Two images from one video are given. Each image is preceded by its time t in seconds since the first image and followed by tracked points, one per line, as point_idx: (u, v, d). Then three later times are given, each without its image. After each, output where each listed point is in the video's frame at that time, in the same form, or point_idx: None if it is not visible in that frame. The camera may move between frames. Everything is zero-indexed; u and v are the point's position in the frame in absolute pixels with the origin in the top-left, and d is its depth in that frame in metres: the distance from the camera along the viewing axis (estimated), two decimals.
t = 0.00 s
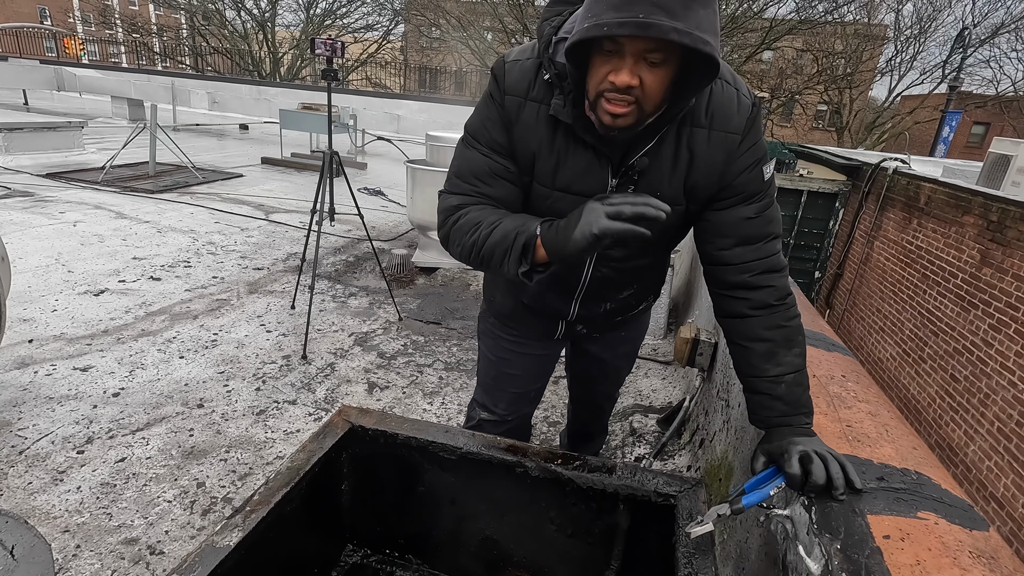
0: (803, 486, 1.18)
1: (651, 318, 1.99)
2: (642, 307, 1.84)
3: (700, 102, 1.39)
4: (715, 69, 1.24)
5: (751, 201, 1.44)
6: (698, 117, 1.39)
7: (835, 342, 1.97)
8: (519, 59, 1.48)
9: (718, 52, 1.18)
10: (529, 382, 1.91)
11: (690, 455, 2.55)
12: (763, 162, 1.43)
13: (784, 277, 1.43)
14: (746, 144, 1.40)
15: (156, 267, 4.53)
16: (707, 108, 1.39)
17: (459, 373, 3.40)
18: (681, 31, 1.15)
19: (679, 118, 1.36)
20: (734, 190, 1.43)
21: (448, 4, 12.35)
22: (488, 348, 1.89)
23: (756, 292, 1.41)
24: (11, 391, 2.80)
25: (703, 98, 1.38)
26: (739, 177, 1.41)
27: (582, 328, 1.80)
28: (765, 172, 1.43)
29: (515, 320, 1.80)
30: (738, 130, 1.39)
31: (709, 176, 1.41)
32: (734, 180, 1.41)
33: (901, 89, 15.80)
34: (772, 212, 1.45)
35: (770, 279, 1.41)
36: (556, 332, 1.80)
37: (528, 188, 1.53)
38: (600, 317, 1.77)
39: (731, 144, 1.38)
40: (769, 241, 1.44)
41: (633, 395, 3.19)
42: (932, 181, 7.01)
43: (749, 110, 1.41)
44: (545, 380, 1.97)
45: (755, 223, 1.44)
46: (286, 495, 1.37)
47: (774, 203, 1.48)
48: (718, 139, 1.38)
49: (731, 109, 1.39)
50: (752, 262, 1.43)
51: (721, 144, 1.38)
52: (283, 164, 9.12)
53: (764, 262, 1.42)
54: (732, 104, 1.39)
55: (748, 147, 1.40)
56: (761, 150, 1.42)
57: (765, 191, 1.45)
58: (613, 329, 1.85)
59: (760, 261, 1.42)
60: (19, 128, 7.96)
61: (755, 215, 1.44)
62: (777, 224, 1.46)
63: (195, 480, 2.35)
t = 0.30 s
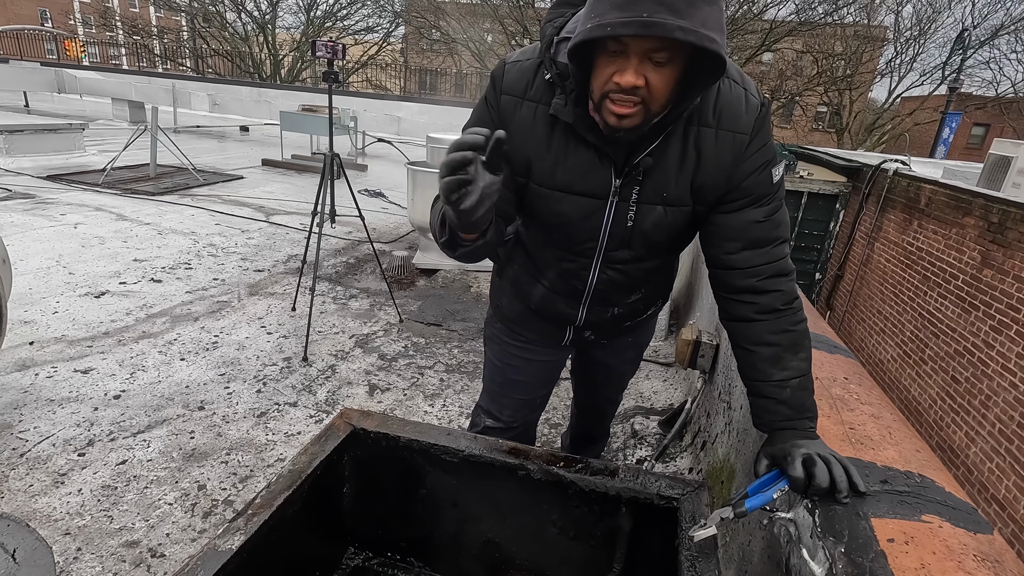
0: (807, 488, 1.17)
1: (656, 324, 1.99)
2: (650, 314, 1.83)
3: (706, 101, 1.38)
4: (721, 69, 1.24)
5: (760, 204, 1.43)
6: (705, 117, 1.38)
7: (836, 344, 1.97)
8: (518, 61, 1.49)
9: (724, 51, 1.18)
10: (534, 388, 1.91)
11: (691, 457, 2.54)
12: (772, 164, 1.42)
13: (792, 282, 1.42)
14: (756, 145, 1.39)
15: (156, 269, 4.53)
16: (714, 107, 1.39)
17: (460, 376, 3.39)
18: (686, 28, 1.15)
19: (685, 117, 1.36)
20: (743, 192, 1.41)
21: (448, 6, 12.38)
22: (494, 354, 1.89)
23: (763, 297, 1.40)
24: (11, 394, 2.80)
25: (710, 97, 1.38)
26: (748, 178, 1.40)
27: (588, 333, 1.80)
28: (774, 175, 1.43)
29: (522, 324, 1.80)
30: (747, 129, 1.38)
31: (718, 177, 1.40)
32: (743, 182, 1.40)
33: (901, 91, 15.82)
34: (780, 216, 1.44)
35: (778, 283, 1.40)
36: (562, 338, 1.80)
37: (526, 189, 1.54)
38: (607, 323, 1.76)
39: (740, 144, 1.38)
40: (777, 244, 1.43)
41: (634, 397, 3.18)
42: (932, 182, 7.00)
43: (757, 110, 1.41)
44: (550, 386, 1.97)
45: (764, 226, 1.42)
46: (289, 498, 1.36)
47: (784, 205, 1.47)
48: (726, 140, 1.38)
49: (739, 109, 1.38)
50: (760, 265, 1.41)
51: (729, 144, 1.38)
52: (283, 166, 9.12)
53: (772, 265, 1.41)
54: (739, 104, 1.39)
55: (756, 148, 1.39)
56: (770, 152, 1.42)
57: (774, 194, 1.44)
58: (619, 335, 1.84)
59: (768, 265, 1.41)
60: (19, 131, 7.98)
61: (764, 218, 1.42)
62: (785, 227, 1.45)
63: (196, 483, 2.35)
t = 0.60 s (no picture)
0: (811, 491, 1.17)
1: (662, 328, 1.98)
2: (655, 317, 1.83)
3: (708, 105, 1.37)
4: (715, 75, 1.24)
5: (764, 208, 1.42)
6: (707, 121, 1.38)
7: (840, 347, 1.96)
8: (518, 73, 1.51)
9: (717, 57, 1.17)
10: (538, 391, 1.91)
11: (693, 460, 2.54)
12: (777, 166, 1.41)
13: (797, 284, 1.41)
14: (760, 148, 1.38)
15: (158, 272, 4.53)
16: (716, 111, 1.38)
17: (461, 378, 3.39)
18: (677, 36, 1.14)
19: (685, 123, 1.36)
20: (747, 195, 1.40)
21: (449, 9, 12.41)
22: (499, 356, 1.90)
23: (768, 300, 1.40)
24: (13, 396, 2.80)
25: (711, 100, 1.37)
26: (751, 182, 1.39)
27: (593, 337, 1.79)
28: (779, 177, 1.41)
29: (527, 328, 1.80)
30: (750, 132, 1.37)
31: (721, 180, 1.40)
32: (747, 185, 1.39)
33: (901, 93, 15.84)
34: (786, 218, 1.43)
35: (782, 287, 1.40)
36: (567, 342, 1.80)
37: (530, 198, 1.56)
38: (612, 326, 1.76)
39: (744, 147, 1.37)
40: (782, 247, 1.42)
41: (635, 399, 3.18)
42: (933, 185, 7.00)
43: (760, 111, 1.39)
44: (554, 390, 1.97)
45: (769, 229, 1.41)
46: (290, 501, 1.36)
47: (789, 208, 1.45)
48: (729, 143, 1.37)
49: (742, 111, 1.37)
50: (766, 269, 1.40)
51: (733, 147, 1.37)
52: (284, 169, 9.13)
53: (777, 269, 1.40)
54: (742, 105, 1.37)
55: (761, 151, 1.38)
56: (775, 154, 1.40)
57: (780, 196, 1.43)
58: (624, 339, 1.84)
59: (773, 269, 1.40)
60: (21, 134, 8.00)
61: (768, 221, 1.41)
62: (790, 230, 1.44)
63: (198, 486, 2.35)
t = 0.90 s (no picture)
0: (811, 495, 1.17)
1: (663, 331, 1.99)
2: (656, 322, 1.83)
3: (707, 110, 1.38)
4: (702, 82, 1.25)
5: (764, 213, 1.42)
6: (706, 126, 1.38)
7: (840, 350, 1.96)
8: (518, 80, 1.53)
9: (693, 62, 1.17)
10: (540, 395, 1.91)
11: (694, 463, 2.54)
12: (777, 172, 1.40)
13: (797, 289, 1.41)
14: (759, 153, 1.38)
15: (158, 275, 4.54)
16: (714, 116, 1.38)
17: (461, 381, 3.39)
18: (651, 42, 1.16)
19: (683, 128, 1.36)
20: (746, 201, 1.40)
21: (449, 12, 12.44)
22: (501, 360, 1.90)
23: (767, 305, 1.39)
24: (14, 400, 2.80)
25: (709, 104, 1.37)
26: (750, 187, 1.39)
27: (595, 342, 1.80)
28: (780, 182, 1.41)
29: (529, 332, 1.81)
30: (748, 137, 1.37)
31: (721, 185, 1.40)
32: (746, 191, 1.40)
33: (901, 96, 15.86)
34: (786, 224, 1.43)
35: (782, 292, 1.39)
36: (569, 346, 1.81)
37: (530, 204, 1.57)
38: (613, 331, 1.76)
39: (742, 153, 1.37)
40: (782, 252, 1.42)
41: (636, 402, 3.18)
42: (933, 187, 7.01)
43: (760, 116, 1.39)
44: (556, 394, 1.98)
45: (769, 234, 1.41)
46: (291, 506, 1.36)
47: (789, 213, 1.45)
48: (728, 149, 1.37)
49: (741, 115, 1.37)
50: (765, 274, 1.40)
51: (731, 152, 1.37)
52: (285, 171, 9.14)
53: (778, 274, 1.40)
54: (741, 110, 1.37)
55: (759, 156, 1.37)
56: (775, 159, 1.40)
57: (780, 201, 1.42)
58: (627, 343, 1.85)
59: (773, 274, 1.40)
60: (22, 137, 8.03)
61: (768, 226, 1.41)
62: (791, 235, 1.43)
63: (198, 490, 2.34)
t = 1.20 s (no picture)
0: (809, 498, 1.17)
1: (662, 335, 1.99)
2: (656, 325, 1.83)
3: (699, 116, 1.39)
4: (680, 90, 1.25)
5: (760, 219, 1.42)
6: (699, 133, 1.39)
7: (838, 353, 1.97)
8: (515, 88, 1.57)
9: (662, 70, 1.16)
10: (540, 398, 1.92)
11: (693, 466, 2.54)
12: (773, 178, 1.41)
13: (794, 294, 1.41)
14: (753, 160, 1.38)
15: (159, 278, 4.55)
16: (707, 123, 1.39)
17: (461, 384, 3.39)
18: (620, 48, 1.16)
19: (674, 134, 1.38)
20: (742, 207, 1.41)
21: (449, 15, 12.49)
22: (503, 364, 1.91)
23: (765, 310, 1.40)
24: (14, 403, 2.81)
25: (702, 111, 1.38)
26: (745, 194, 1.40)
27: (596, 345, 1.80)
28: (775, 188, 1.41)
29: (530, 336, 1.82)
30: (742, 144, 1.37)
31: (715, 191, 1.40)
32: (741, 197, 1.40)
33: (901, 98, 15.89)
34: (782, 230, 1.43)
35: (779, 297, 1.40)
36: (569, 350, 1.81)
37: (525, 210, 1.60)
38: (613, 335, 1.77)
39: (736, 159, 1.37)
40: (779, 257, 1.42)
41: (635, 405, 3.18)
42: (933, 189, 7.03)
43: (754, 123, 1.39)
44: (555, 397, 1.99)
45: (765, 241, 1.41)
46: (290, 509, 1.36)
47: (786, 218, 1.45)
48: (722, 154, 1.38)
49: (735, 122, 1.38)
50: (763, 279, 1.40)
51: (724, 158, 1.38)
52: (286, 174, 9.17)
53: (774, 280, 1.40)
54: (735, 116, 1.38)
55: (753, 163, 1.38)
56: (771, 166, 1.40)
57: (776, 207, 1.43)
58: (626, 348, 1.85)
59: (769, 279, 1.40)
60: (24, 140, 8.07)
61: (764, 232, 1.41)
62: (787, 241, 1.43)
63: (198, 492, 2.35)
